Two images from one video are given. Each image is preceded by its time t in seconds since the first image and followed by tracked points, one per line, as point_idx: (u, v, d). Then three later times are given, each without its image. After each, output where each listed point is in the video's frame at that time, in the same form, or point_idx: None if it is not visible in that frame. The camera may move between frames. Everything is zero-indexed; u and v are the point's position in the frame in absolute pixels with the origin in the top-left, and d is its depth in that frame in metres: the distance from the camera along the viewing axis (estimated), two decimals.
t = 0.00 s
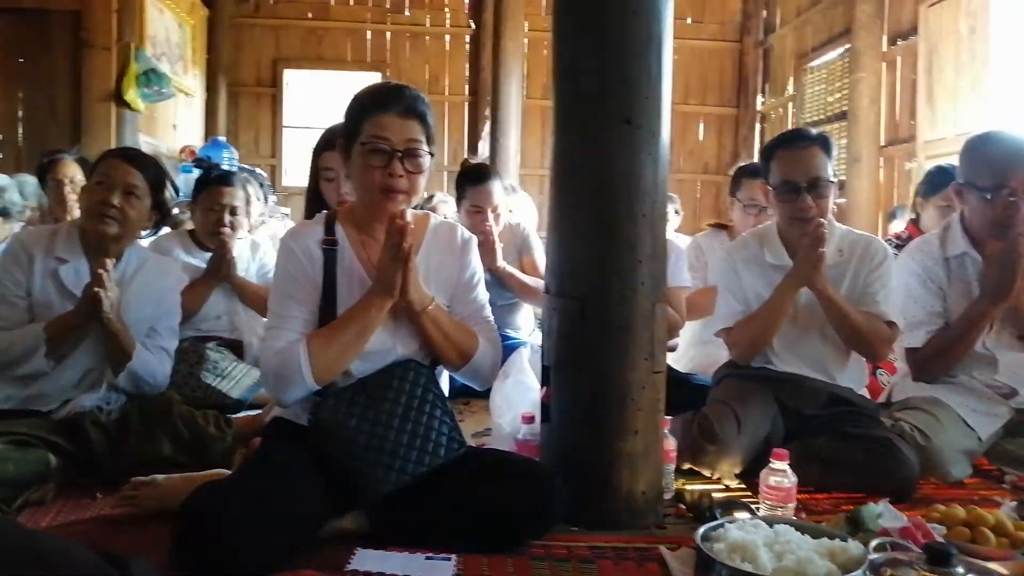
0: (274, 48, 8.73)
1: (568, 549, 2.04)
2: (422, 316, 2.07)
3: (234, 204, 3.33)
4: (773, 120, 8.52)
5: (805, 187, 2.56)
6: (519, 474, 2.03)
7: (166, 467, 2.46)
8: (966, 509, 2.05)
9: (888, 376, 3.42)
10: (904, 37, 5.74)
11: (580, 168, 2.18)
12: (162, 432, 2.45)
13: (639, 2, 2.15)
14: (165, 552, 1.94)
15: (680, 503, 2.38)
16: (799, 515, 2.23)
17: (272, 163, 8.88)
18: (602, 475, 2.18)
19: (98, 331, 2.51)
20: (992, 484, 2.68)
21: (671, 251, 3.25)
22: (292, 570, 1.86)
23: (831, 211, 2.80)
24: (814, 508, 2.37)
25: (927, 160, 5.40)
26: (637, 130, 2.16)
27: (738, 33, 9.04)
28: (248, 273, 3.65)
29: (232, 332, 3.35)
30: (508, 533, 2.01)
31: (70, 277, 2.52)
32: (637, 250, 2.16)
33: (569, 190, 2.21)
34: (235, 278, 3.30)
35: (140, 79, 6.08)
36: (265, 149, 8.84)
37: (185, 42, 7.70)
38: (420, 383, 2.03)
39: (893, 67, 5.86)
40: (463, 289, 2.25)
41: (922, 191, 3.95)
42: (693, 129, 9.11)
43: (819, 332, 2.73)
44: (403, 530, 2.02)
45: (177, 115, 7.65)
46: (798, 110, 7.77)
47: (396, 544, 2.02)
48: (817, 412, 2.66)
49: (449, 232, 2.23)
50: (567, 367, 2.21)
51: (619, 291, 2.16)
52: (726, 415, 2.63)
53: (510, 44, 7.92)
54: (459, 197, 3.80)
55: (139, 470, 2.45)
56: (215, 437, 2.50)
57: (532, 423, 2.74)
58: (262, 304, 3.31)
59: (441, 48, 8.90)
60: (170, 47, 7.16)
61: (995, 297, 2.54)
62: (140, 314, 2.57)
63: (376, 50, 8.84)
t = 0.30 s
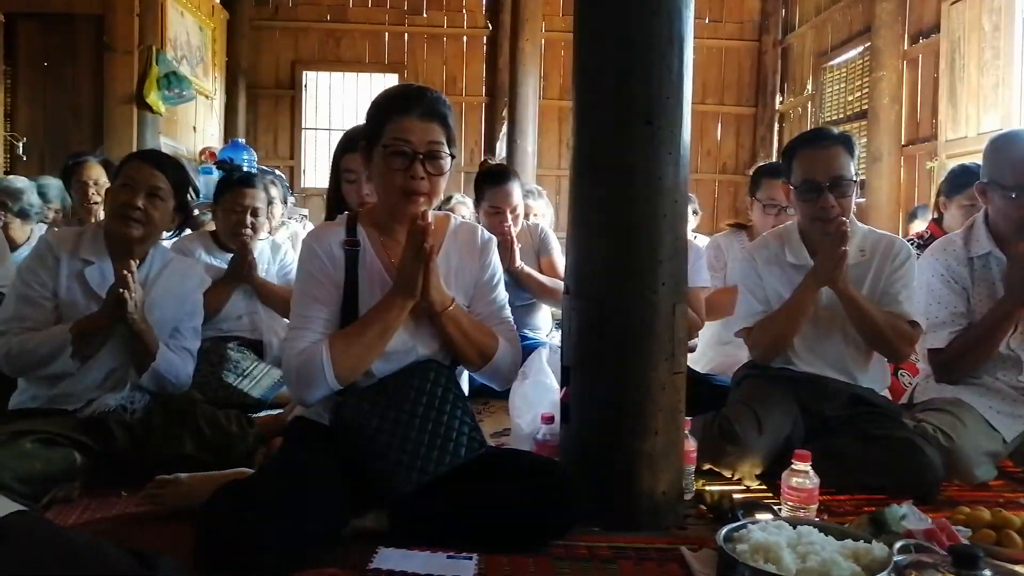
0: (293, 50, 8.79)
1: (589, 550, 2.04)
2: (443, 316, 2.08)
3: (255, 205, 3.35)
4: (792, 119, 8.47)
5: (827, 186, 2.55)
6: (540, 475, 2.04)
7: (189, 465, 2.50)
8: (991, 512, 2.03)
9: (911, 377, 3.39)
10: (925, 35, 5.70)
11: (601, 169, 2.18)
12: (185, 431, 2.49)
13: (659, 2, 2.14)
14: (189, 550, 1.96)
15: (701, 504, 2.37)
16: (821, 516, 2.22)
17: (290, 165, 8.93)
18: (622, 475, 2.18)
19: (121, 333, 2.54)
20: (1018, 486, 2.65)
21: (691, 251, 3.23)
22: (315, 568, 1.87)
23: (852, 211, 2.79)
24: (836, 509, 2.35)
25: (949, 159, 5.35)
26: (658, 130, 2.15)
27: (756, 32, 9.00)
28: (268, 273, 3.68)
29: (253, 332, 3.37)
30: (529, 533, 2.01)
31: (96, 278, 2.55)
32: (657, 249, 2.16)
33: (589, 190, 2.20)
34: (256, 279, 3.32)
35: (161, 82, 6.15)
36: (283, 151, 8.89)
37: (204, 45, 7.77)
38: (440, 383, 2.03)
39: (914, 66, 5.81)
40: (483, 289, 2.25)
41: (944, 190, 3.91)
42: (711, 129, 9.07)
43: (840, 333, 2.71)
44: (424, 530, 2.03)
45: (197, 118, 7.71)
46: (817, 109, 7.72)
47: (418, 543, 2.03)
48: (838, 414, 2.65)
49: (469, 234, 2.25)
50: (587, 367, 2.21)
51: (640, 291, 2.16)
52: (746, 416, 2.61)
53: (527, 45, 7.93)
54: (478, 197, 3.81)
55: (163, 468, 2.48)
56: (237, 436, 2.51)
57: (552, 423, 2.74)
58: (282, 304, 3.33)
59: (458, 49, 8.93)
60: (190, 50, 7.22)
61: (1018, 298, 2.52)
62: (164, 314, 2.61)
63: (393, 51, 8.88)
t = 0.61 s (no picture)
0: (318, 51, 8.85)
1: (615, 551, 2.03)
2: (469, 317, 2.08)
3: (282, 206, 3.38)
4: (817, 118, 8.39)
5: (857, 186, 2.52)
6: (567, 476, 2.04)
7: (217, 463, 2.53)
8: None
9: (940, 379, 3.35)
10: (955, 32, 5.63)
11: (628, 169, 2.17)
12: (214, 430, 2.52)
13: (688, 1, 2.13)
14: (219, 548, 1.97)
15: (728, 507, 2.36)
16: (851, 521, 2.20)
17: (315, 165, 8.98)
18: (649, 477, 2.17)
19: (151, 331, 2.57)
20: None
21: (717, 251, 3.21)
22: (343, 567, 1.88)
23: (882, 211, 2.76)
24: (865, 514, 2.33)
25: (979, 158, 5.27)
26: (687, 130, 2.14)
27: (782, 30, 8.93)
28: (295, 273, 3.71)
29: (279, 331, 3.39)
30: (556, 534, 2.01)
31: (126, 278, 2.59)
32: (685, 250, 2.15)
33: (616, 191, 2.20)
34: (282, 279, 3.35)
35: (190, 83, 6.24)
36: (308, 151, 8.95)
37: (231, 47, 7.84)
38: (467, 383, 2.04)
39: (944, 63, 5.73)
40: (509, 290, 2.25)
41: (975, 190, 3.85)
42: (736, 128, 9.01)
43: (869, 335, 2.68)
44: (450, 529, 2.04)
45: (224, 119, 7.79)
46: (844, 108, 7.64)
47: (444, 542, 2.04)
48: (867, 416, 2.61)
49: (496, 234, 2.25)
50: (614, 369, 2.20)
51: (667, 292, 2.15)
52: (774, 418, 2.59)
53: (550, 45, 7.93)
54: (502, 197, 3.81)
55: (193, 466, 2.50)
56: (265, 434, 2.56)
57: (577, 424, 2.74)
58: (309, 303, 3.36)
59: (482, 50, 8.94)
60: (217, 52, 7.30)
61: None
62: (194, 314, 2.64)
63: (417, 52, 8.91)
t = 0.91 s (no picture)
0: (348, 52, 8.91)
1: (650, 552, 2.02)
2: (503, 316, 2.08)
3: (315, 205, 3.41)
4: (851, 114, 8.27)
5: (897, 184, 2.48)
6: (602, 476, 2.03)
7: (256, 460, 2.57)
8: None
9: (981, 380, 3.29)
10: (994, 26, 5.51)
11: (663, 167, 2.16)
12: (252, 427, 2.56)
13: None
14: (258, 542, 1.99)
15: (764, 508, 2.34)
16: (890, 524, 2.16)
17: (346, 165, 9.04)
18: (685, 477, 2.16)
19: (190, 329, 2.60)
20: None
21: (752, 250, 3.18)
22: (379, 563, 1.90)
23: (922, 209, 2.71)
24: (905, 517, 2.29)
25: (1020, 154, 5.15)
26: (721, 127, 2.12)
27: (815, 26, 8.82)
28: (328, 272, 3.73)
29: (313, 329, 3.42)
30: (591, 534, 2.01)
31: (166, 277, 2.63)
32: (720, 248, 2.13)
33: (651, 190, 2.18)
34: (316, 278, 3.37)
35: (223, 85, 6.27)
36: (339, 151, 9.01)
37: (263, 48, 7.92)
38: (501, 382, 2.03)
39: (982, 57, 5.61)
40: (543, 289, 2.25)
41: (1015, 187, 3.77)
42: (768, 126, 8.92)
43: (908, 335, 2.64)
44: (485, 527, 2.04)
45: (257, 120, 7.87)
46: (878, 104, 7.52)
47: (479, 539, 2.05)
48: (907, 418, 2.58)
49: (530, 233, 2.25)
50: (648, 368, 2.19)
51: (702, 291, 2.13)
52: (811, 419, 2.56)
53: (580, 44, 7.90)
54: (533, 196, 3.80)
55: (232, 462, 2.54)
56: (301, 431, 2.58)
57: (611, 424, 2.73)
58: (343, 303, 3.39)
59: (510, 48, 8.94)
60: (249, 53, 7.37)
61: None
62: (231, 312, 2.68)
63: (447, 52, 8.94)
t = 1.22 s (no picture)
0: (367, 56, 8.95)
1: (673, 555, 2.02)
2: (524, 319, 2.08)
3: (336, 208, 3.43)
4: (871, 114, 8.20)
5: (922, 184, 2.46)
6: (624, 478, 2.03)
7: (279, 462, 2.58)
8: None
9: (1006, 382, 3.25)
10: (1018, 23, 5.44)
11: (684, 169, 2.15)
12: (274, 429, 2.57)
13: None
14: (282, 544, 2.01)
15: (787, 512, 2.32)
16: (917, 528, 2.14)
17: (364, 168, 9.08)
18: (707, 480, 2.15)
19: (214, 331, 2.63)
20: None
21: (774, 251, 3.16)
22: (402, 565, 1.91)
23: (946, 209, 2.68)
24: (932, 520, 2.26)
25: None
26: (743, 129, 2.11)
27: (835, 25, 8.75)
28: (348, 275, 3.76)
29: (334, 332, 3.45)
30: (614, 536, 2.00)
31: (189, 281, 2.64)
32: (743, 250, 2.12)
33: (672, 192, 2.18)
34: (337, 281, 3.39)
35: (243, 90, 6.34)
36: (358, 154, 9.05)
37: (282, 53, 7.97)
38: (522, 384, 2.04)
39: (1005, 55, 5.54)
40: (562, 292, 2.25)
41: None
42: (788, 126, 8.86)
43: (932, 337, 2.61)
44: (507, 529, 2.05)
45: (276, 124, 7.93)
46: (900, 103, 7.45)
47: (501, 541, 2.05)
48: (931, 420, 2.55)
49: (550, 235, 2.25)
50: (670, 370, 2.19)
51: (724, 292, 2.12)
52: (835, 422, 2.54)
53: (597, 45, 7.89)
54: (553, 198, 3.80)
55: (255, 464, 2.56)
56: (323, 433, 2.60)
57: (632, 426, 2.72)
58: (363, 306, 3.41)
59: (528, 51, 8.94)
60: (269, 58, 7.43)
61: None
62: (254, 315, 2.70)
63: (464, 55, 8.96)
